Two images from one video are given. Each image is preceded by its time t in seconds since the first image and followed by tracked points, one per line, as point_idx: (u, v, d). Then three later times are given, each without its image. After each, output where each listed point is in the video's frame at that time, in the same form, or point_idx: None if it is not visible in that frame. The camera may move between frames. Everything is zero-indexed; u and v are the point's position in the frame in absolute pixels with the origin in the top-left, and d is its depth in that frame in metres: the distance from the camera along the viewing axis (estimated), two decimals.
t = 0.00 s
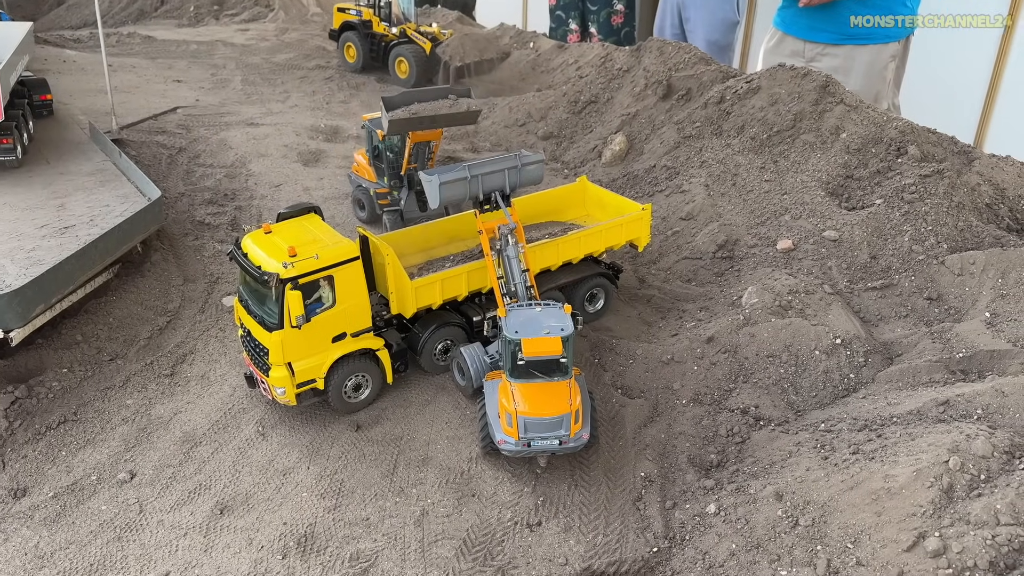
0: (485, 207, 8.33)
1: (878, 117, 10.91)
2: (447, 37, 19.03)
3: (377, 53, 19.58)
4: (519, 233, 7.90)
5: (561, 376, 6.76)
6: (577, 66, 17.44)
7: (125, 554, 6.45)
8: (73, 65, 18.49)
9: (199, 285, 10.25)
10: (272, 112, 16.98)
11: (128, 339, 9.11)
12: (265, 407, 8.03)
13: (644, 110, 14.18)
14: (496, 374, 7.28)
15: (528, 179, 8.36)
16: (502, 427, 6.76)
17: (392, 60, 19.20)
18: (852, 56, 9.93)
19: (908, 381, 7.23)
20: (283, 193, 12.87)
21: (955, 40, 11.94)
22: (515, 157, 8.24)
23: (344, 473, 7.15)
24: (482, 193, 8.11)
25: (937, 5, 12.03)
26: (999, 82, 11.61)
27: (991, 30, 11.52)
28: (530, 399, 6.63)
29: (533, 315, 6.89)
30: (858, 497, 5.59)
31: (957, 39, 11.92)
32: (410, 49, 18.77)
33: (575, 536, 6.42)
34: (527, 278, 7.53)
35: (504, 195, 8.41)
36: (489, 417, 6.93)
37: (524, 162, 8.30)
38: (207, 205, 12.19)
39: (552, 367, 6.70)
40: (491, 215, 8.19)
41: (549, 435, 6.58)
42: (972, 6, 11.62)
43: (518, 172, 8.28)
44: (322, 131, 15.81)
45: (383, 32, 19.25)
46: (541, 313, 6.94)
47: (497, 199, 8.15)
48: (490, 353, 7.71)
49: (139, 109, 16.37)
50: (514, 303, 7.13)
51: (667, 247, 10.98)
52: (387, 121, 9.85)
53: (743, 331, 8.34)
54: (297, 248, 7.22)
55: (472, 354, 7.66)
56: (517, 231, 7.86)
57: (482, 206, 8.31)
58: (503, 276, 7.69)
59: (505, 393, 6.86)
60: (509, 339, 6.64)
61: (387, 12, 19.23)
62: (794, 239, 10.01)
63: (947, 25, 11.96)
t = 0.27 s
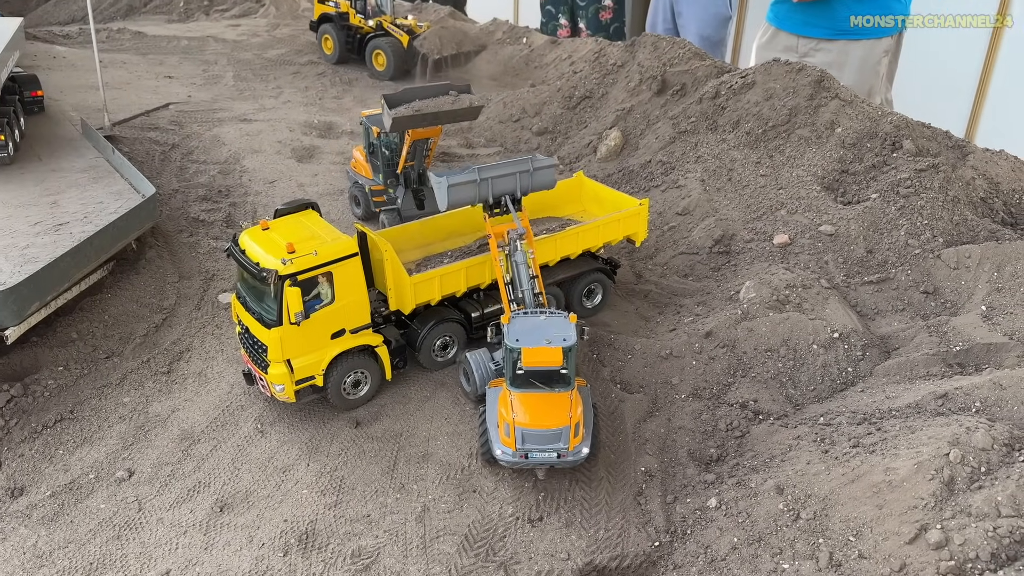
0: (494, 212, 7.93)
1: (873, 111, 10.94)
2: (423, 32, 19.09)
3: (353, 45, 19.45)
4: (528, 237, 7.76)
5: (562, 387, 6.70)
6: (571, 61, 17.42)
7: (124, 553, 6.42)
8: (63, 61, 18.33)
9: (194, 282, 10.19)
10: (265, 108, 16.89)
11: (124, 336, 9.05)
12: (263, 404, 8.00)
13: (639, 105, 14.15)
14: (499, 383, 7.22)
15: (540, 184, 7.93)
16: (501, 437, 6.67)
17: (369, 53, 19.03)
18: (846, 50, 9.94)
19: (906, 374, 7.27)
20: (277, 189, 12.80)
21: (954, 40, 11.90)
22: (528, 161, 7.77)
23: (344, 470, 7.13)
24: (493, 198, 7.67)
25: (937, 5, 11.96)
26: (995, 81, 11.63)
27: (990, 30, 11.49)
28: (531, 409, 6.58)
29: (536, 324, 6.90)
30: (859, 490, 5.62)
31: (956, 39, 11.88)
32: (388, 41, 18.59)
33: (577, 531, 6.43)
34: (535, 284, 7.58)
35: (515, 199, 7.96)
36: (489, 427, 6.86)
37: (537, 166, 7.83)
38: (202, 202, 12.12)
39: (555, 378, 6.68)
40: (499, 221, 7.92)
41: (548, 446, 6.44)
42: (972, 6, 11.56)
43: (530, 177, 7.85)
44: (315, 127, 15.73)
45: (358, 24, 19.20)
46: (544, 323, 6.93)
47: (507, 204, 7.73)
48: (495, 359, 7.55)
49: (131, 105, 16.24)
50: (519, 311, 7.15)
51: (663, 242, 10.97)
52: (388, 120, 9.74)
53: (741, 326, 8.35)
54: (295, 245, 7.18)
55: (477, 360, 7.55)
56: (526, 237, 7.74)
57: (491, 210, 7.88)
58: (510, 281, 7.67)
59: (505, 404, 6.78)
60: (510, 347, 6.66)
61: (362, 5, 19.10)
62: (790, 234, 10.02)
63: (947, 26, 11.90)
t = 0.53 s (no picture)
0: (510, 227, 7.57)
1: (868, 105, 10.98)
2: (401, 20, 18.66)
3: (330, 36, 19.48)
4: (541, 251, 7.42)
5: (561, 416, 6.31)
6: (564, 56, 17.40)
7: (125, 550, 6.40)
8: (53, 57, 18.17)
9: (190, 278, 10.13)
10: (258, 104, 16.79)
11: (121, 333, 9.01)
12: (262, 400, 7.98)
13: (634, 99, 14.12)
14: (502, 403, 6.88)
15: (556, 199, 7.53)
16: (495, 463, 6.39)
17: (348, 42, 18.98)
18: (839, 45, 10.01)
19: (904, 366, 7.31)
20: (272, 185, 12.74)
21: (954, 40, 11.63)
22: (545, 174, 7.42)
23: (345, 465, 7.12)
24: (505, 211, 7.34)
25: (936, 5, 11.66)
26: (996, 81, 11.38)
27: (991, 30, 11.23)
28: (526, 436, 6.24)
29: (539, 347, 6.43)
30: (861, 482, 5.66)
31: (956, 39, 11.61)
32: (368, 32, 18.50)
33: (579, 525, 6.43)
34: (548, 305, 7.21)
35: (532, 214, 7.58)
36: (485, 449, 6.59)
37: (555, 179, 7.46)
38: (196, 198, 12.05)
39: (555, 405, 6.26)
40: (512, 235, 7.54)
41: (540, 479, 6.08)
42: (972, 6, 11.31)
43: (547, 191, 7.46)
44: (309, 122, 15.65)
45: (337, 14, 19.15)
46: (548, 346, 6.46)
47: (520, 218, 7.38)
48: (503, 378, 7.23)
49: (122, 101, 16.12)
50: (523, 331, 6.66)
51: (660, 236, 10.93)
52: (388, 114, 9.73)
53: (739, 319, 8.37)
54: (294, 240, 7.15)
55: (484, 378, 7.27)
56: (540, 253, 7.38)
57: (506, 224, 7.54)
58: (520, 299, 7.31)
59: (502, 428, 6.47)
60: (507, 371, 6.24)
61: None
62: (786, 228, 10.02)
63: (947, 26, 11.59)
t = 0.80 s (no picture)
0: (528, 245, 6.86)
1: (863, 98, 11.00)
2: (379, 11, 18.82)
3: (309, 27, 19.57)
4: (555, 266, 6.67)
5: (551, 455, 5.71)
6: (558, 50, 17.36)
7: (124, 546, 6.37)
8: (44, 52, 18.02)
9: (186, 274, 10.08)
10: (251, 98, 16.69)
11: (117, 329, 8.96)
12: (260, 395, 7.95)
13: (628, 93, 14.09)
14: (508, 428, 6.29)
15: (582, 224, 6.73)
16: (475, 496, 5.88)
17: (325, 33, 19.06)
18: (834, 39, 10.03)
19: (901, 358, 7.36)
20: (266, 180, 12.68)
21: (953, 40, 11.43)
22: (568, 196, 6.61)
23: (345, 460, 7.10)
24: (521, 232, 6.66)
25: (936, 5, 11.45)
26: (997, 80, 11.15)
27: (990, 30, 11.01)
28: (509, 471, 5.71)
29: (534, 379, 5.92)
30: (861, 472, 5.71)
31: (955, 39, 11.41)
32: (345, 23, 18.63)
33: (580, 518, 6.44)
34: (562, 333, 6.54)
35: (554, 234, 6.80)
36: (470, 481, 6.09)
37: (579, 202, 6.63)
38: (190, 193, 11.97)
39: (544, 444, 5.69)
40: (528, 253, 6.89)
41: (520, 521, 5.53)
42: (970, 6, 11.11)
43: (569, 213, 6.67)
44: (303, 117, 15.56)
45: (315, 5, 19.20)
46: (544, 380, 5.93)
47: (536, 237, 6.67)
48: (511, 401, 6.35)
49: (114, 96, 16.00)
50: (523, 359, 6.16)
51: (656, 230, 10.88)
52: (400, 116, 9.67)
53: (737, 312, 8.38)
54: (292, 235, 7.11)
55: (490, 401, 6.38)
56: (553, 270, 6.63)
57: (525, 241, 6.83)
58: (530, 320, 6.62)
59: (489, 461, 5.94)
60: (498, 399, 5.75)
61: None
62: (783, 220, 10.00)
63: (947, 26, 11.39)
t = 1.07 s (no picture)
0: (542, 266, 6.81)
1: (859, 91, 11.03)
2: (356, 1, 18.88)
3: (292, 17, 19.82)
4: (561, 292, 6.27)
5: (528, 498, 5.28)
6: (553, 44, 17.33)
7: (126, 542, 6.35)
8: (35, 48, 17.88)
9: (183, 270, 10.04)
10: (245, 93, 16.60)
11: (114, 325, 8.93)
12: (260, 390, 7.93)
13: (624, 87, 14.06)
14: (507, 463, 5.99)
15: (593, 247, 6.64)
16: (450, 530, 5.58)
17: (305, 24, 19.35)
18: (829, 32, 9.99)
19: (900, 349, 7.40)
20: (262, 175, 12.62)
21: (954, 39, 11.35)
22: (579, 220, 6.52)
23: (347, 455, 7.10)
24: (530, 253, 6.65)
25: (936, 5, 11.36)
26: (998, 79, 11.05)
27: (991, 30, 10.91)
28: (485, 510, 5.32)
29: (518, 414, 5.51)
30: (863, 463, 5.77)
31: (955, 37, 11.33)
32: (322, 15, 18.81)
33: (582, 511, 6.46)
34: (566, 362, 6.32)
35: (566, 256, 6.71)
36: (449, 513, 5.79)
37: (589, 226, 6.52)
38: (186, 188, 11.91)
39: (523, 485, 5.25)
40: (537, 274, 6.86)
41: (487, 562, 5.17)
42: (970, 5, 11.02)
43: (579, 237, 6.57)
44: (297, 112, 15.48)
45: None
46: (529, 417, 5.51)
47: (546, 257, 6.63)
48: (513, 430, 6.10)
49: (106, 92, 15.88)
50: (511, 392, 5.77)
51: (654, 224, 10.82)
52: (417, 117, 9.53)
53: (736, 304, 8.39)
54: (291, 229, 7.08)
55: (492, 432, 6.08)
56: (557, 295, 6.24)
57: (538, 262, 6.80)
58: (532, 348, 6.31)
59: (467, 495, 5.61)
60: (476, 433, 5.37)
61: None
62: (781, 213, 10.01)
63: (947, 26, 11.32)
